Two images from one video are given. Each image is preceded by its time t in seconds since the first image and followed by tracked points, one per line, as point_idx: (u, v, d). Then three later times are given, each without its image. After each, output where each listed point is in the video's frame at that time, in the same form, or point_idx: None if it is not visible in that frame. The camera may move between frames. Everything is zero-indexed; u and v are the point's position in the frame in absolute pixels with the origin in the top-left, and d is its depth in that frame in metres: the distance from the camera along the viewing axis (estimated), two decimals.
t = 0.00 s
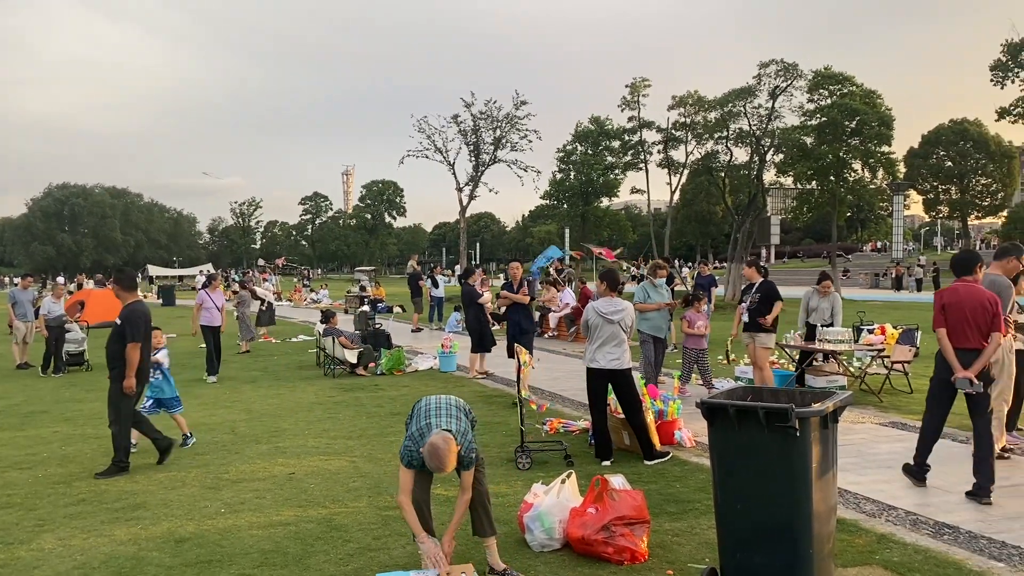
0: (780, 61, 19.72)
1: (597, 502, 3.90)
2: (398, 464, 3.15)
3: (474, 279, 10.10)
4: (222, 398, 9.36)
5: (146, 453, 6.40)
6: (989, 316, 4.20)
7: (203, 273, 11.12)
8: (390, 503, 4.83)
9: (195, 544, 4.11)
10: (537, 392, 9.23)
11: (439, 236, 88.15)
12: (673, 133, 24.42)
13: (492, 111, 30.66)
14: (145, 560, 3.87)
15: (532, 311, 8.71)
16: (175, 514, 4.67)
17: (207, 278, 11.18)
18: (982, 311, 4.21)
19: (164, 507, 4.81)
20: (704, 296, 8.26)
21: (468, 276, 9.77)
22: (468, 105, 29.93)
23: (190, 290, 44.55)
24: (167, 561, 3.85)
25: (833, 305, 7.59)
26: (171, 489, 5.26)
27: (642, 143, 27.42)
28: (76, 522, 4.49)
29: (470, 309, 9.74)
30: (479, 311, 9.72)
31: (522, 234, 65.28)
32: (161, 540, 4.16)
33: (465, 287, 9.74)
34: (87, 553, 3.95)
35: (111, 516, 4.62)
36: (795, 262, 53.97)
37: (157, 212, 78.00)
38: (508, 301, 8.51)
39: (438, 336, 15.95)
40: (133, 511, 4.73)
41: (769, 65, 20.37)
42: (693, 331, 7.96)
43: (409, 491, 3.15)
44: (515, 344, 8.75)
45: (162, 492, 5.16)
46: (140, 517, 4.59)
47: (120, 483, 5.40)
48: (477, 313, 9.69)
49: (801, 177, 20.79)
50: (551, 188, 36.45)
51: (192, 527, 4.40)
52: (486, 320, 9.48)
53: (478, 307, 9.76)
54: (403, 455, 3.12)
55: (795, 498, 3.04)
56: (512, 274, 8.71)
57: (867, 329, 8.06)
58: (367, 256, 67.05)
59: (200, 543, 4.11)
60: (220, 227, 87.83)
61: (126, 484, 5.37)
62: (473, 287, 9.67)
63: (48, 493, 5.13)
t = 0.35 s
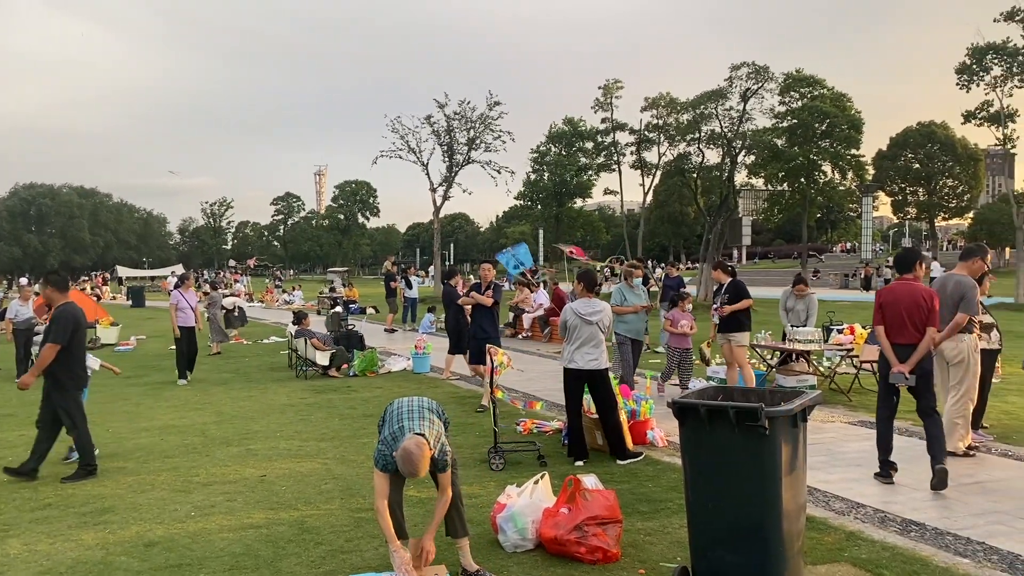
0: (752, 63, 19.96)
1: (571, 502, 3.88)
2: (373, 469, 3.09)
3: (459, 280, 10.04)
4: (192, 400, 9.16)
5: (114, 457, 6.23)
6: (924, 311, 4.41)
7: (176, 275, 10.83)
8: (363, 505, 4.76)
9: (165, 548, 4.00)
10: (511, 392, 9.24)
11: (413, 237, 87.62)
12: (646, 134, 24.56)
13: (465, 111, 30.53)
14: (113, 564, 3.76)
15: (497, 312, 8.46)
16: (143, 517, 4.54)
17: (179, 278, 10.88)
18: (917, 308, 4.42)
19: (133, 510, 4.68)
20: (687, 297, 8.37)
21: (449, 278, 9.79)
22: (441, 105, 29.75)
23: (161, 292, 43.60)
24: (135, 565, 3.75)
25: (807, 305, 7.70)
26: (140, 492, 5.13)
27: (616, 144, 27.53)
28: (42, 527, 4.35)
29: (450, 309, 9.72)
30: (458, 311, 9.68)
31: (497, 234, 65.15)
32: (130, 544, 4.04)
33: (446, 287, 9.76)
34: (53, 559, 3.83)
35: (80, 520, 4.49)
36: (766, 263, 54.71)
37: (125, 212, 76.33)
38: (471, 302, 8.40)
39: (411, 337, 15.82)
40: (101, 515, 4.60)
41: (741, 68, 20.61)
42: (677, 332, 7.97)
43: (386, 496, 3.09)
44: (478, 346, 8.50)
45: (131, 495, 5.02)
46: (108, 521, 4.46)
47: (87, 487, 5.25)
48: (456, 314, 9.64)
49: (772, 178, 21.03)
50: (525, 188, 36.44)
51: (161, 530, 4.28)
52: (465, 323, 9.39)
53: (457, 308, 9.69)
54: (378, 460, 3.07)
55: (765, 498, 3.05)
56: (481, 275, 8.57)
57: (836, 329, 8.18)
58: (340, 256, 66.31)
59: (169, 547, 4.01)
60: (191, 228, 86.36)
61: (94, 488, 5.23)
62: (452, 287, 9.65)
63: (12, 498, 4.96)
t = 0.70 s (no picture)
0: (721, 67, 20.21)
1: (542, 502, 3.85)
2: (341, 475, 3.02)
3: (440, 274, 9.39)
4: (159, 403, 8.95)
5: (79, 460, 6.05)
6: (883, 310, 4.49)
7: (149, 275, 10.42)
8: (333, 507, 4.68)
9: (131, 552, 3.89)
10: (482, 393, 9.21)
11: (385, 238, 87.03)
12: (617, 136, 24.70)
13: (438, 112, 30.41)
14: (77, 569, 3.64)
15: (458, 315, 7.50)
16: (108, 521, 4.41)
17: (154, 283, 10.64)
18: (876, 307, 4.50)
19: (97, 514, 4.54)
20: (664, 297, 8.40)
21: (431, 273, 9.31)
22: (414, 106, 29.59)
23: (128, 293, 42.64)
24: (99, 570, 3.63)
25: (777, 304, 7.78)
26: (105, 496, 4.98)
27: (588, 145, 27.67)
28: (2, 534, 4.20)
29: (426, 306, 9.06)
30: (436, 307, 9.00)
31: (470, 235, 65.06)
32: (94, 549, 3.92)
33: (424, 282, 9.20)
34: (12, 566, 3.69)
35: (42, 525, 4.34)
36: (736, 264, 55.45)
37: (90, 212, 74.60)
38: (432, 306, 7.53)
39: (383, 338, 15.68)
40: (66, 520, 4.45)
41: (711, 71, 20.85)
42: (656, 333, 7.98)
43: (354, 501, 3.03)
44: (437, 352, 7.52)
45: (96, 500, 4.88)
46: (72, 526, 4.32)
47: (51, 492, 5.08)
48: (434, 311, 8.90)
49: (742, 180, 21.29)
50: (497, 190, 36.45)
51: (126, 535, 4.16)
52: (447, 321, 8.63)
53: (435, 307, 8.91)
54: (347, 465, 3.01)
55: (733, 497, 3.06)
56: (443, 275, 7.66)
57: (804, 329, 8.30)
58: (312, 257, 65.56)
59: (136, 552, 3.89)
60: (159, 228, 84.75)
61: (58, 492, 5.06)
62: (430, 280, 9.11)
63: None
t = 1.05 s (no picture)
0: (692, 70, 20.42)
1: (513, 503, 3.82)
2: (303, 479, 2.96)
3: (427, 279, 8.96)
4: (125, 406, 8.72)
5: (43, 465, 5.85)
6: (857, 311, 4.56)
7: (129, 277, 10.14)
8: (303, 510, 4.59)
9: (95, 558, 3.76)
10: (453, 394, 9.16)
11: (357, 238, 86.29)
12: (589, 138, 24.79)
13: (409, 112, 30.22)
14: None
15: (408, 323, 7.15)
16: (70, 527, 4.27)
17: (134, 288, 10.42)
18: (850, 307, 4.57)
19: (60, 521, 4.39)
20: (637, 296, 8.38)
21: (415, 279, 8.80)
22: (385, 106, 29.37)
23: (93, 295, 41.56)
24: None
25: (743, 302, 7.77)
26: (69, 502, 4.82)
27: (559, 147, 27.75)
28: None
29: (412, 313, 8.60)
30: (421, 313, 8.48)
31: (443, 236, 64.78)
32: (57, 555, 3.79)
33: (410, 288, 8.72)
34: None
35: (2, 532, 4.19)
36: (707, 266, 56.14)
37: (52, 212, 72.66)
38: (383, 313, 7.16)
39: (354, 340, 15.51)
40: (28, 526, 4.30)
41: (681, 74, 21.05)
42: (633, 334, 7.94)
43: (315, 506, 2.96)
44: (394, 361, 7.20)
45: (59, 505, 4.71)
46: (34, 532, 4.18)
47: (11, 499, 4.90)
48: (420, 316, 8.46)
49: (711, 182, 21.52)
50: (469, 191, 36.37)
51: (91, 541, 4.02)
52: (426, 326, 8.05)
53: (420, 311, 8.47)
54: (310, 470, 2.94)
55: (702, 497, 3.07)
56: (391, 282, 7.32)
57: (772, 330, 8.40)
58: (282, 259, 64.67)
59: (100, 557, 3.77)
60: (125, 229, 82.84)
61: (19, 499, 4.89)
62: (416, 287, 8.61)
63: None
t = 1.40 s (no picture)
0: (661, 72, 20.58)
1: (483, 505, 3.78)
2: (264, 490, 2.91)
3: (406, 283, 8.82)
4: (89, 410, 8.48)
5: (3, 470, 5.65)
6: (818, 311, 4.62)
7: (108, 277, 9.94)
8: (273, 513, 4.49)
9: (58, 565, 3.63)
10: (423, 396, 9.09)
11: (327, 240, 85.30)
12: (560, 140, 24.82)
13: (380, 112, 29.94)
14: None
15: (361, 322, 7.04)
16: (30, 534, 4.11)
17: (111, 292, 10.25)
18: (812, 308, 4.63)
19: (19, 527, 4.23)
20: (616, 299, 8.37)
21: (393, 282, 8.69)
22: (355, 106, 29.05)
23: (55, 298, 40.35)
24: None
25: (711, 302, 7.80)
26: (30, 507, 4.65)
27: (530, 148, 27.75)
28: None
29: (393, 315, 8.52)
30: (400, 316, 8.39)
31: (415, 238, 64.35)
32: (19, 562, 3.66)
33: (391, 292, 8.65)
34: None
35: None
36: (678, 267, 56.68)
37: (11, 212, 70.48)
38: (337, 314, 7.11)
39: (324, 342, 15.30)
40: None
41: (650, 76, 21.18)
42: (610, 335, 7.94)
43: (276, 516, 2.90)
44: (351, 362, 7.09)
45: (20, 511, 4.55)
46: None
47: None
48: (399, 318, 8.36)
49: (681, 184, 21.70)
50: (440, 191, 36.18)
51: (53, 547, 3.89)
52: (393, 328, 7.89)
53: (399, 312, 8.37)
54: (271, 480, 2.89)
55: (668, 497, 3.07)
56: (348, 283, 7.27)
57: (741, 330, 8.49)
58: (250, 260, 63.58)
59: (63, 564, 3.64)
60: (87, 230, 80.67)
61: None
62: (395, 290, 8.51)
63: None
